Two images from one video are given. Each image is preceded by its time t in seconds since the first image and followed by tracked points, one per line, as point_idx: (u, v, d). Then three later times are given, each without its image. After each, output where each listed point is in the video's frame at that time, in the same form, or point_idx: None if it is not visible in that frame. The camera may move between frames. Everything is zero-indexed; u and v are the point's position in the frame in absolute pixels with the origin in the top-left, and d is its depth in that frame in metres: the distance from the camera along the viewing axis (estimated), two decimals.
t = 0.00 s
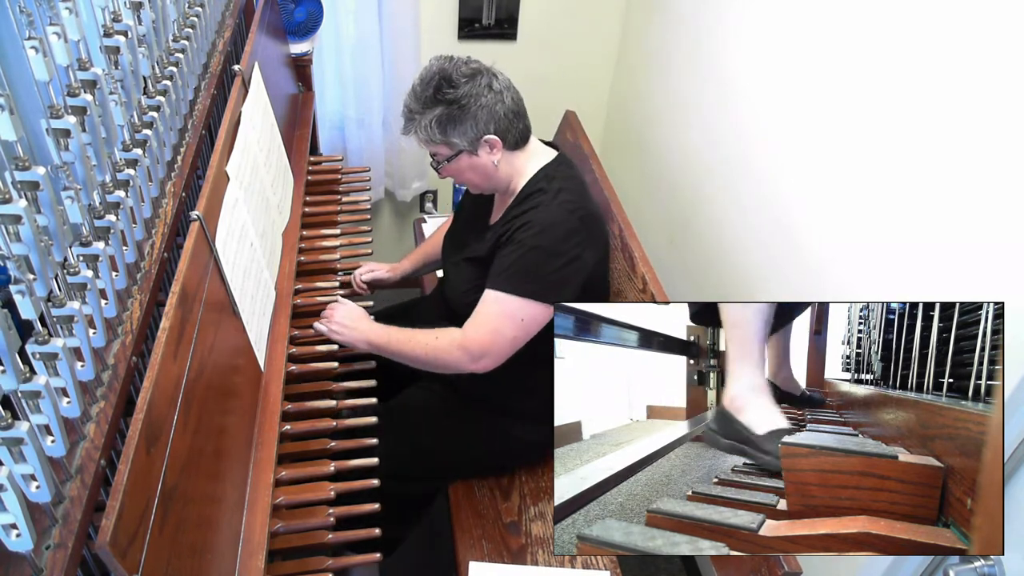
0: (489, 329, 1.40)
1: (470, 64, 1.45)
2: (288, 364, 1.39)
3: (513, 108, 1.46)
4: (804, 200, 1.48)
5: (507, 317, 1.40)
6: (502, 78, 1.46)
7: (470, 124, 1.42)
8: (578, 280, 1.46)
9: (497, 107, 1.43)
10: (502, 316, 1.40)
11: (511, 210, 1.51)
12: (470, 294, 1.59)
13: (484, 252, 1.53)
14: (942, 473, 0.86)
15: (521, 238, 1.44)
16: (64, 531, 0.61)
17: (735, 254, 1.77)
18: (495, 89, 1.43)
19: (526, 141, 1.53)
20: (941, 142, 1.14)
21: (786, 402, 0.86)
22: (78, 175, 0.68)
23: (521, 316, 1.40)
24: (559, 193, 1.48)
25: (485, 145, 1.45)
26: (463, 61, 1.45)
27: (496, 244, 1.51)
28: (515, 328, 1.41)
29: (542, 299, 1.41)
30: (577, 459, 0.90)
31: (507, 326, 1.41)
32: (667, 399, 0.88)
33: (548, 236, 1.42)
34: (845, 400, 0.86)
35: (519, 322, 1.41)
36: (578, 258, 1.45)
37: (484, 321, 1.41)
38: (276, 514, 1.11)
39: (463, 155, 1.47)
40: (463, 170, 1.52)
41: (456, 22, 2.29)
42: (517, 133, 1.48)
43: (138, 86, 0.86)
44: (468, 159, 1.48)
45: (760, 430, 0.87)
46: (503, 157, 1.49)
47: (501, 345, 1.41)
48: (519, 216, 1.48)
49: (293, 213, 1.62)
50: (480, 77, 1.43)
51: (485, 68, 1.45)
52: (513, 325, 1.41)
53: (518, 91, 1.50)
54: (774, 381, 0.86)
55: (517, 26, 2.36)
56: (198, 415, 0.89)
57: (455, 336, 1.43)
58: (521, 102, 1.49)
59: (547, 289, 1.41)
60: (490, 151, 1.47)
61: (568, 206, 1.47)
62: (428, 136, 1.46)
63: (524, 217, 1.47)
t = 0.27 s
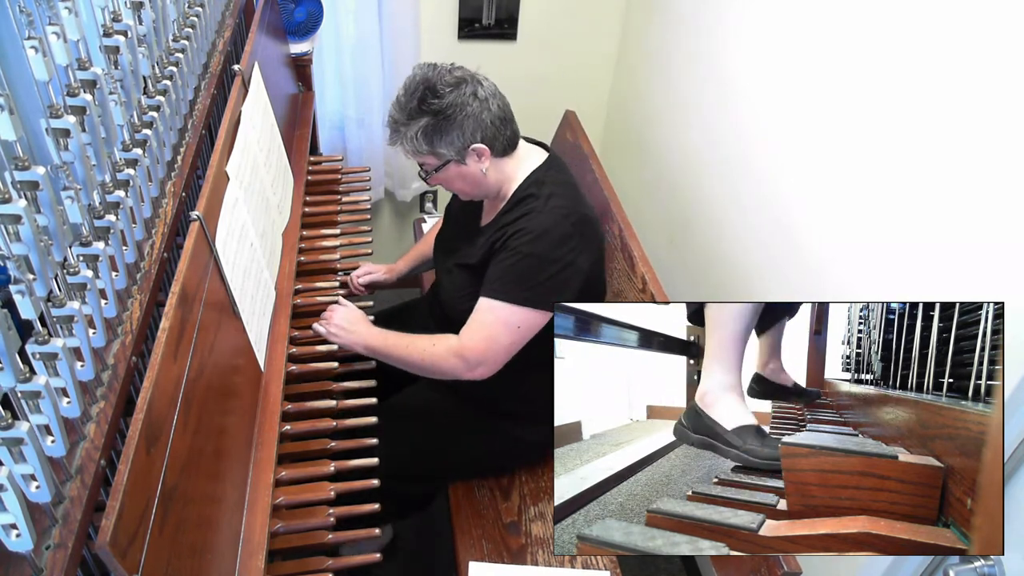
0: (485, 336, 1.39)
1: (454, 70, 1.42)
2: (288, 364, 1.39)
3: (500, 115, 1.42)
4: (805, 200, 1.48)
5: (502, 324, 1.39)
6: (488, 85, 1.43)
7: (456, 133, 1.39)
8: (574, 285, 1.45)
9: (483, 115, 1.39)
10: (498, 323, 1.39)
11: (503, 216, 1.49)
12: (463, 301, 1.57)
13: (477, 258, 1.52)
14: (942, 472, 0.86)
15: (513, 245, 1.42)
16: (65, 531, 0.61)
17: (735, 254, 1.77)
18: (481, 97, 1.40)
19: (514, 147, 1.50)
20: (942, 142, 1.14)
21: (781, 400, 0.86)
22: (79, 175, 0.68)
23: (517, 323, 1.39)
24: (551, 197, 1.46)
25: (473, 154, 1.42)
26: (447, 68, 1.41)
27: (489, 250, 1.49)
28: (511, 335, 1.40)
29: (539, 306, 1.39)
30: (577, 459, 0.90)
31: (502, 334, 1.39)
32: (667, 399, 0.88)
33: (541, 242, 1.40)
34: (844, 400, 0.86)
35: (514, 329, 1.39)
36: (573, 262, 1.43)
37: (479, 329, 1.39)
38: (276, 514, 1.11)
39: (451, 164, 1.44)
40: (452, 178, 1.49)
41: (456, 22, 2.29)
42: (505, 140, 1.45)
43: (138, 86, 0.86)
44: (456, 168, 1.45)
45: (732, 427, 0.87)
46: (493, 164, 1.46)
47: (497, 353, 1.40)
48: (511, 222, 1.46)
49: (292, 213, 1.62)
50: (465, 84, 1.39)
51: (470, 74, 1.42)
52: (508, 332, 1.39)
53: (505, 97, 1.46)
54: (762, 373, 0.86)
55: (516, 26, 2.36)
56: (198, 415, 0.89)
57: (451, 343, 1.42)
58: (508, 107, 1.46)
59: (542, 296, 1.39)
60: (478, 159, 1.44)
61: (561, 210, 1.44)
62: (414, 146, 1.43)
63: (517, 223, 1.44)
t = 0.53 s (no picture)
0: (482, 344, 1.39)
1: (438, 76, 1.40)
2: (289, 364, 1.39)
3: (485, 120, 1.40)
4: (805, 200, 1.48)
5: (500, 331, 1.38)
6: (472, 89, 1.40)
7: (442, 141, 1.38)
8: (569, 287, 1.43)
9: (468, 122, 1.38)
10: (495, 331, 1.38)
11: (495, 220, 1.47)
12: (462, 304, 1.57)
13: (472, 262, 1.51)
14: (942, 473, 0.86)
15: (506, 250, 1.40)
16: (64, 531, 0.61)
17: (735, 254, 1.77)
18: (465, 103, 1.38)
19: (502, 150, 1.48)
20: (941, 142, 1.14)
21: (795, 393, 0.86)
22: (79, 175, 0.68)
23: (514, 329, 1.39)
24: (543, 200, 1.45)
25: (460, 160, 1.41)
26: (430, 74, 1.39)
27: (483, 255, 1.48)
28: (508, 341, 1.40)
29: (534, 311, 1.38)
30: (577, 459, 0.90)
31: (500, 339, 1.39)
32: (668, 399, 0.88)
33: (533, 246, 1.39)
34: (844, 400, 0.86)
35: (512, 335, 1.39)
36: (567, 265, 1.41)
37: (477, 337, 1.39)
38: (276, 514, 1.11)
39: (438, 170, 1.43)
40: (441, 184, 1.48)
41: (456, 22, 2.29)
42: (492, 145, 1.43)
43: (138, 87, 0.86)
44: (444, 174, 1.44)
45: (733, 420, 0.87)
46: (480, 169, 1.45)
47: (496, 359, 1.40)
48: (503, 226, 1.45)
49: (292, 213, 1.62)
50: (448, 90, 1.37)
51: (454, 79, 1.40)
52: (506, 338, 1.39)
53: (489, 100, 1.44)
54: (776, 361, 0.85)
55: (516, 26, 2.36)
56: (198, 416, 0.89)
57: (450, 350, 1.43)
58: (494, 111, 1.43)
59: (536, 301, 1.38)
60: (466, 165, 1.43)
61: (552, 213, 1.43)
62: (401, 155, 1.42)
63: (509, 227, 1.43)
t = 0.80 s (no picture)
0: (479, 338, 1.39)
1: (458, 66, 1.41)
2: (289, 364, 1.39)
3: (501, 115, 1.41)
4: (805, 200, 1.48)
5: (497, 326, 1.38)
6: (491, 84, 1.41)
7: (456, 131, 1.38)
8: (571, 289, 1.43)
9: (485, 114, 1.38)
10: (492, 326, 1.38)
11: (501, 216, 1.47)
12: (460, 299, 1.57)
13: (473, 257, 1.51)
14: (942, 472, 0.86)
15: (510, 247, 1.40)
16: (64, 531, 0.61)
17: (735, 254, 1.77)
18: (483, 96, 1.38)
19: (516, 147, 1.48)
20: (941, 141, 1.14)
21: (791, 402, 0.86)
22: (79, 175, 0.68)
23: (512, 326, 1.38)
24: (551, 200, 1.45)
25: (472, 153, 1.42)
26: (452, 64, 1.40)
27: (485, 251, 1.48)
28: (506, 338, 1.40)
29: (532, 310, 1.37)
30: (577, 459, 0.89)
31: (497, 335, 1.39)
32: (668, 399, 0.88)
33: (538, 244, 1.38)
34: (845, 400, 0.86)
35: (509, 331, 1.39)
36: (570, 267, 1.41)
37: (475, 331, 1.39)
38: (276, 514, 1.11)
39: (450, 161, 1.44)
40: (450, 174, 1.49)
41: (456, 22, 2.29)
42: (506, 141, 1.43)
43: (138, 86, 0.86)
44: (454, 164, 1.45)
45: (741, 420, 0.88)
46: (492, 164, 1.45)
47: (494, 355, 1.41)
48: (509, 223, 1.45)
49: (292, 213, 1.62)
50: (468, 81, 1.38)
51: (475, 72, 1.41)
52: (503, 335, 1.39)
53: (508, 96, 1.44)
54: (782, 367, 0.85)
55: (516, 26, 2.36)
56: (198, 416, 0.89)
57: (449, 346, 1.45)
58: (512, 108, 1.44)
59: (536, 299, 1.37)
60: (478, 158, 1.43)
61: (559, 213, 1.43)
62: (413, 141, 1.42)
63: (514, 224, 1.43)
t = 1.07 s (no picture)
0: (484, 332, 1.37)
1: (507, 57, 1.42)
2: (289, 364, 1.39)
3: (529, 115, 1.41)
4: (805, 200, 1.48)
5: (501, 321, 1.36)
6: (530, 81, 1.42)
7: (479, 116, 1.40)
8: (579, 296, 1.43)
9: (512, 109, 1.39)
10: (496, 323, 1.36)
11: (517, 217, 1.47)
12: (467, 298, 1.55)
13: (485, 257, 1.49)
14: (941, 472, 0.86)
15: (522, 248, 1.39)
16: (65, 531, 0.61)
17: (735, 254, 1.77)
18: (517, 91, 1.39)
19: (538, 150, 1.48)
20: (941, 141, 1.14)
21: (787, 391, 0.86)
22: (79, 175, 0.68)
23: (516, 325, 1.37)
24: (568, 206, 1.44)
25: (489, 143, 1.43)
26: (497, 52, 1.42)
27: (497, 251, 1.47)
28: (508, 336, 1.38)
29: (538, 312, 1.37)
30: (577, 459, 0.89)
31: (500, 331, 1.37)
32: (667, 400, 0.88)
33: (552, 250, 1.38)
34: (845, 400, 0.86)
35: (512, 331, 1.37)
36: (582, 275, 1.41)
37: (479, 325, 1.37)
38: (276, 514, 1.11)
39: (466, 143, 1.45)
40: (464, 157, 1.50)
41: (456, 22, 2.29)
42: (526, 141, 1.44)
43: (138, 87, 0.86)
44: (469, 150, 1.46)
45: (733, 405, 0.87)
46: (507, 159, 1.46)
47: (495, 351, 1.39)
48: (525, 225, 1.44)
49: (293, 214, 1.62)
50: (507, 73, 1.39)
51: (519, 67, 1.42)
52: (506, 333, 1.37)
53: (544, 99, 1.45)
54: (760, 358, 0.86)
55: (516, 26, 2.35)
56: (198, 417, 0.89)
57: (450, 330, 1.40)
58: (544, 112, 1.45)
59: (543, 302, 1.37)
60: (494, 149, 1.44)
61: (576, 220, 1.42)
62: (438, 115, 1.45)
63: (530, 227, 1.42)
